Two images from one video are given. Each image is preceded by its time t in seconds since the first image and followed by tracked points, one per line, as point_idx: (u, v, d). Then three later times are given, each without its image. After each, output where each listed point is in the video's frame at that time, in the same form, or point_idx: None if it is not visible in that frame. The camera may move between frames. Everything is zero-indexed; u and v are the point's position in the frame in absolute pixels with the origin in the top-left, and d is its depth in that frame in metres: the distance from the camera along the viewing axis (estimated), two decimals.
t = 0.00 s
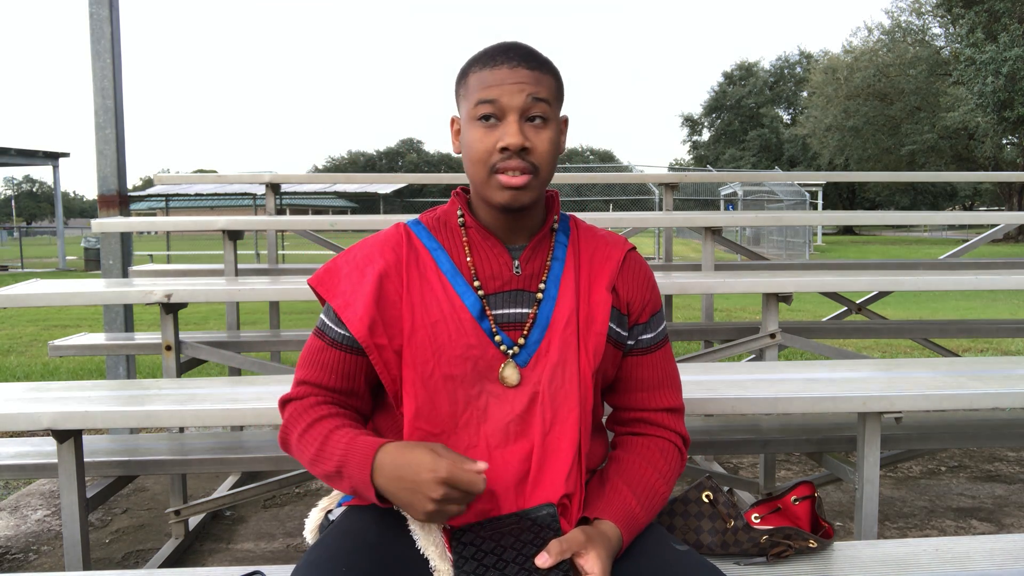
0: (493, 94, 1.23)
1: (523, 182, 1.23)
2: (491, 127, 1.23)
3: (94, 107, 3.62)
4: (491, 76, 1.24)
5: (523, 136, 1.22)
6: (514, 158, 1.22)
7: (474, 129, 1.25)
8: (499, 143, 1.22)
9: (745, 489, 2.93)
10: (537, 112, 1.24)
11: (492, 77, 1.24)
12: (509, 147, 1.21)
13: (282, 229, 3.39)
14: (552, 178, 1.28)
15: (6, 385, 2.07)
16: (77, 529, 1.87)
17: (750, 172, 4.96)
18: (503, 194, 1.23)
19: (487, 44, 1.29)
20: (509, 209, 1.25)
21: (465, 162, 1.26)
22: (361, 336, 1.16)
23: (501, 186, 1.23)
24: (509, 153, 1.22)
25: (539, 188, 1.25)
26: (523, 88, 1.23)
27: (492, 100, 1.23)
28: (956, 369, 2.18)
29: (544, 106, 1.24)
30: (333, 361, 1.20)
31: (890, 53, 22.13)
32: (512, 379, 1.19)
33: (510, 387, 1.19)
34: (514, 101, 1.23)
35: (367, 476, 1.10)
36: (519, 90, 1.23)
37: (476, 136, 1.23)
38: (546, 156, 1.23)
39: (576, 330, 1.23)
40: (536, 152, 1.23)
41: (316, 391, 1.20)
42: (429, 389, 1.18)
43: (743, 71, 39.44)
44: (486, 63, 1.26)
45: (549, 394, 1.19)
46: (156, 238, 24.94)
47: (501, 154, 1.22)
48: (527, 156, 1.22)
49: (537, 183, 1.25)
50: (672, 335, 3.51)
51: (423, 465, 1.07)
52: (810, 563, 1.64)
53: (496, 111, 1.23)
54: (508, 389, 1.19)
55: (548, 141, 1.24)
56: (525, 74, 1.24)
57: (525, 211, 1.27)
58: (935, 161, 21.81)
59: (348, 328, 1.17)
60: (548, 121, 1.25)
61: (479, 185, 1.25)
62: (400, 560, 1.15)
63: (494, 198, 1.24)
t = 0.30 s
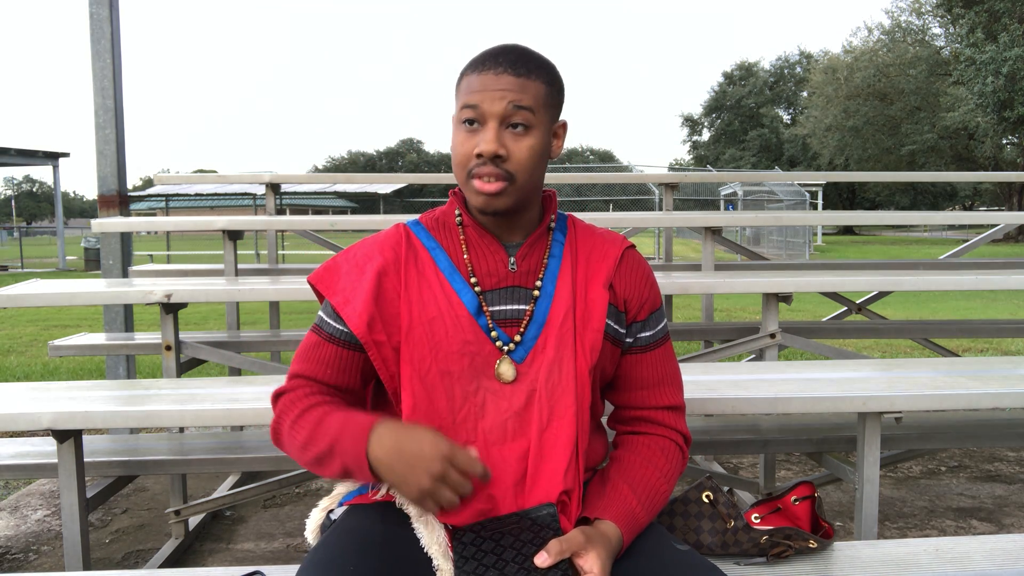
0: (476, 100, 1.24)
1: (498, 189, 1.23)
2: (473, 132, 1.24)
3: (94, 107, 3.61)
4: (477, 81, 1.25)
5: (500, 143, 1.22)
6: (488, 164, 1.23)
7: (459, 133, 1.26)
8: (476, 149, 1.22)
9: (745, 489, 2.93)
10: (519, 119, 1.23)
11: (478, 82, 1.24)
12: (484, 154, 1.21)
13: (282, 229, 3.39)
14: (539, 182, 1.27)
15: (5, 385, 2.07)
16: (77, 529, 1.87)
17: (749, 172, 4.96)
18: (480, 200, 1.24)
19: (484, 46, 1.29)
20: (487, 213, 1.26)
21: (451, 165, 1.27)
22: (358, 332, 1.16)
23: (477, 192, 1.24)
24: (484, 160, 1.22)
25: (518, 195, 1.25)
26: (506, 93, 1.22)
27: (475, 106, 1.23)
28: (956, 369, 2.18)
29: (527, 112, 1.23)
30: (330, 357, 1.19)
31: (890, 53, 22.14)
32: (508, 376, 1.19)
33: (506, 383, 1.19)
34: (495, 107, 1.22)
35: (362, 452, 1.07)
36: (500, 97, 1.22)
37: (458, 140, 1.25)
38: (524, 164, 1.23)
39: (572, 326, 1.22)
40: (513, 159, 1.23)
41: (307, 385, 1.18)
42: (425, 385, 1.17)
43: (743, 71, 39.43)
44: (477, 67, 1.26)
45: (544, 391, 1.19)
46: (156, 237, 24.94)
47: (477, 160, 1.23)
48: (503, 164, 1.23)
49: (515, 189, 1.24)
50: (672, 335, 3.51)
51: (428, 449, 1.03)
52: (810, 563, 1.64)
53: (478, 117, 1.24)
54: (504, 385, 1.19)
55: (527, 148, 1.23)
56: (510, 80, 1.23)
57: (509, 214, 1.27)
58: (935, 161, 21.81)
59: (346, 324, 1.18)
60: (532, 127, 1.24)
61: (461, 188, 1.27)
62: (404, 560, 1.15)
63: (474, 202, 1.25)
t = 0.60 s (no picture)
0: (475, 107, 1.23)
1: (498, 197, 1.23)
2: (472, 139, 1.24)
3: (94, 107, 3.61)
4: (477, 88, 1.24)
5: (500, 152, 1.22)
6: (488, 172, 1.23)
7: (457, 138, 1.26)
8: (475, 157, 1.22)
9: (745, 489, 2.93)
10: (518, 127, 1.23)
11: (477, 89, 1.24)
12: (483, 162, 1.21)
13: (282, 229, 3.39)
14: (537, 188, 1.28)
15: (5, 386, 2.07)
16: (77, 529, 1.87)
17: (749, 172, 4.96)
18: (479, 207, 1.24)
19: (484, 51, 1.29)
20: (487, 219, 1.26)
21: (450, 170, 1.27)
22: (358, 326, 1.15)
23: (476, 200, 1.24)
24: (483, 168, 1.22)
25: (516, 202, 1.25)
26: (505, 101, 1.22)
27: (475, 113, 1.23)
28: (956, 369, 2.18)
29: (526, 120, 1.23)
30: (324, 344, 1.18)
31: (890, 53, 22.13)
32: (504, 373, 1.19)
33: (502, 380, 1.19)
34: (494, 116, 1.22)
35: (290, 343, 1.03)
36: (499, 105, 1.22)
37: (458, 146, 1.24)
38: (523, 173, 1.23)
39: (568, 324, 1.22)
40: (512, 168, 1.23)
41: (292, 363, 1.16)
42: (423, 382, 1.18)
43: (743, 71, 39.43)
44: (476, 73, 1.26)
45: (540, 388, 1.19)
46: (155, 237, 24.94)
47: (477, 167, 1.23)
48: (502, 172, 1.23)
49: (513, 196, 1.24)
50: (672, 335, 3.51)
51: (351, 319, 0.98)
52: (810, 563, 1.64)
53: (477, 123, 1.23)
54: (500, 382, 1.19)
55: (526, 156, 1.23)
56: (509, 88, 1.23)
57: (507, 219, 1.27)
58: (935, 161, 21.82)
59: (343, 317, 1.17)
60: (531, 135, 1.24)
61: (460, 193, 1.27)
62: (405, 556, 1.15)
63: (473, 208, 1.25)
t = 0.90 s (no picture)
0: (482, 106, 1.23)
1: (509, 193, 1.23)
2: (480, 137, 1.24)
3: (94, 107, 3.61)
4: (482, 86, 1.24)
5: (509, 148, 1.22)
6: (499, 169, 1.23)
7: (463, 138, 1.25)
8: (485, 154, 1.22)
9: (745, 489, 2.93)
10: (525, 123, 1.23)
11: (484, 88, 1.24)
12: (494, 159, 1.22)
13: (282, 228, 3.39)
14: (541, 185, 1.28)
15: (5, 385, 2.07)
16: (77, 529, 1.87)
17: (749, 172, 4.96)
18: (488, 205, 1.24)
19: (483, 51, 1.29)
20: (495, 216, 1.25)
21: (454, 170, 1.27)
22: (362, 326, 1.15)
23: (486, 197, 1.24)
24: (494, 164, 1.22)
25: (524, 198, 1.25)
26: (511, 98, 1.22)
27: (482, 110, 1.23)
28: (956, 369, 2.17)
29: (533, 116, 1.24)
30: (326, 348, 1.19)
31: (890, 53, 22.14)
32: (505, 372, 1.19)
33: (503, 378, 1.19)
34: (502, 113, 1.22)
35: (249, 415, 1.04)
36: (506, 102, 1.22)
37: (464, 145, 1.24)
38: (531, 168, 1.24)
39: (567, 322, 1.23)
40: (521, 164, 1.23)
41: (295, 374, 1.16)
42: (425, 381, 1.17)
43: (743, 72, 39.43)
44: (480, 72, 1.26)
45: (543, 386, 1.19)
46: (155, 237, 24.95)
47: (487, 164, 1.23)
48: (512, 168, 1.23)
49: (521, 193, 1.25)
50: (672, 335, 3.51)
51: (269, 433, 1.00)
52: (810, 563, 1.64)
53: (485, 121, 1.23)
54: (501, 380, 1.19)
55: (533, 153, 1.23)
56: (515, 85, 1.23)
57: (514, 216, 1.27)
58: (935, 161, 21.81)
59: (345, 318, 1.18)
60: (537, 132, 1.24)
61: (466, 193, 1.27)
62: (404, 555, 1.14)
63: (481, 206, 1.25)
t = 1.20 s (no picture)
0: (486, 119, 1.22)
1: (514, 208, 1.23)
2: (483, 149, 1.23)
3: (94, 107, 3.61)
4: (485, 96, 1.22)
5: (515, 163, 1.21)
6: (504, 183, 1.22)
7: (465, 148, 1.24)
8: (490, 168, 1.22)
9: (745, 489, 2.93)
10: (530, 138, 1.23)
11: (489, 100, 1.22)
12: (499, 173, 1.21)
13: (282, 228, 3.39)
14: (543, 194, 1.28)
15: (5, 385, 2.07)
16: (77, 529, 1.87)
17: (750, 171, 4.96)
18: (492, 219, 1.24)
19: (484, 55, 1.27)
20: (498, 230, 1.26)
21: (456, 180, 1.26)
22: (350, 336, 1.17)
23: (489, 211, 1.24)
24: (499, 179, 1.22)
25: (526, 210, 1.26)
26: (516, 112, 1.21)
27: (485, 123, 1.21)
28: (956, 369, 2.17)
29: (537, 131, 1.23)
30: (338, 367, 1.22)
31: (890, 53, 22.13)
32: (499, 377, 1.19)
33: (498, 384, 1.19)
34: (507, 127, 1.21)
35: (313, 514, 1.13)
36: (512, 116, 1.21)
37: (467, 157, 1.23)
38: (536, 181, 1.24)
39: (563, 325, 1.22)
40: (527, 177, 1.23)
41: (326, 402, 1.23)
42: (419, 386, 1.18)
43: (743, 72, 39.45)
44: (482, 81, 1.24)
45: (536, 390, 1.19)
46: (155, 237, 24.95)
47: (491, 178, 1.22)
48: (517, 182, 1.23)
49: (525, 206, 1.25)
50: (672, 335, 3.51)
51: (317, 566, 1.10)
52: (810, 563, 1.64)
53: (489, 133, 1.22)
54: (495, 386, 1.20)
55: (538, 166, 1.23)
56: (519, 98, 1.22)
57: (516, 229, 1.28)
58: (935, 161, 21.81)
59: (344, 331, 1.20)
60: (540, 144, 1.24)
61: (468, 204, 1.26)
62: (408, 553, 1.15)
63: (484, 220, 1.25)
